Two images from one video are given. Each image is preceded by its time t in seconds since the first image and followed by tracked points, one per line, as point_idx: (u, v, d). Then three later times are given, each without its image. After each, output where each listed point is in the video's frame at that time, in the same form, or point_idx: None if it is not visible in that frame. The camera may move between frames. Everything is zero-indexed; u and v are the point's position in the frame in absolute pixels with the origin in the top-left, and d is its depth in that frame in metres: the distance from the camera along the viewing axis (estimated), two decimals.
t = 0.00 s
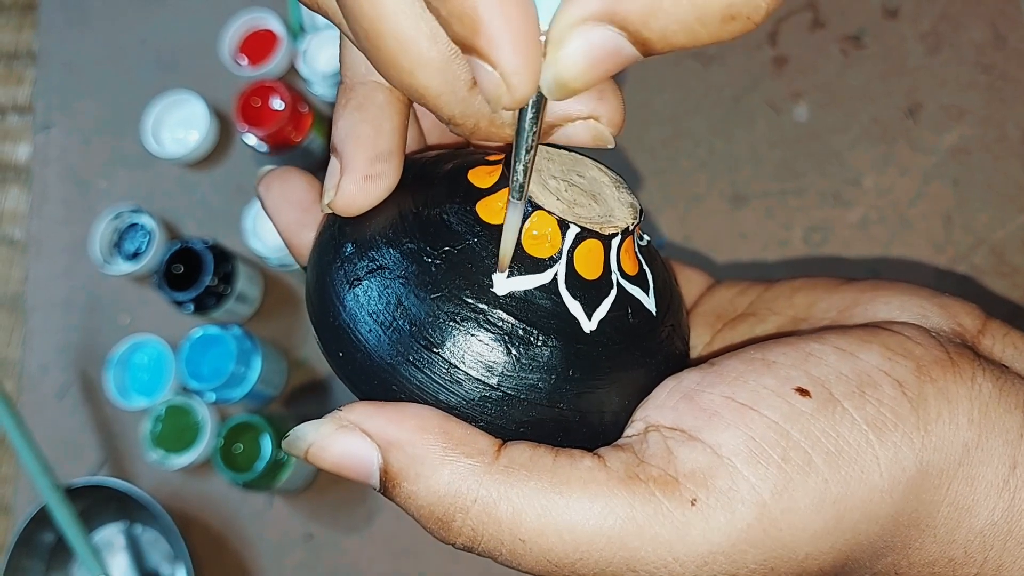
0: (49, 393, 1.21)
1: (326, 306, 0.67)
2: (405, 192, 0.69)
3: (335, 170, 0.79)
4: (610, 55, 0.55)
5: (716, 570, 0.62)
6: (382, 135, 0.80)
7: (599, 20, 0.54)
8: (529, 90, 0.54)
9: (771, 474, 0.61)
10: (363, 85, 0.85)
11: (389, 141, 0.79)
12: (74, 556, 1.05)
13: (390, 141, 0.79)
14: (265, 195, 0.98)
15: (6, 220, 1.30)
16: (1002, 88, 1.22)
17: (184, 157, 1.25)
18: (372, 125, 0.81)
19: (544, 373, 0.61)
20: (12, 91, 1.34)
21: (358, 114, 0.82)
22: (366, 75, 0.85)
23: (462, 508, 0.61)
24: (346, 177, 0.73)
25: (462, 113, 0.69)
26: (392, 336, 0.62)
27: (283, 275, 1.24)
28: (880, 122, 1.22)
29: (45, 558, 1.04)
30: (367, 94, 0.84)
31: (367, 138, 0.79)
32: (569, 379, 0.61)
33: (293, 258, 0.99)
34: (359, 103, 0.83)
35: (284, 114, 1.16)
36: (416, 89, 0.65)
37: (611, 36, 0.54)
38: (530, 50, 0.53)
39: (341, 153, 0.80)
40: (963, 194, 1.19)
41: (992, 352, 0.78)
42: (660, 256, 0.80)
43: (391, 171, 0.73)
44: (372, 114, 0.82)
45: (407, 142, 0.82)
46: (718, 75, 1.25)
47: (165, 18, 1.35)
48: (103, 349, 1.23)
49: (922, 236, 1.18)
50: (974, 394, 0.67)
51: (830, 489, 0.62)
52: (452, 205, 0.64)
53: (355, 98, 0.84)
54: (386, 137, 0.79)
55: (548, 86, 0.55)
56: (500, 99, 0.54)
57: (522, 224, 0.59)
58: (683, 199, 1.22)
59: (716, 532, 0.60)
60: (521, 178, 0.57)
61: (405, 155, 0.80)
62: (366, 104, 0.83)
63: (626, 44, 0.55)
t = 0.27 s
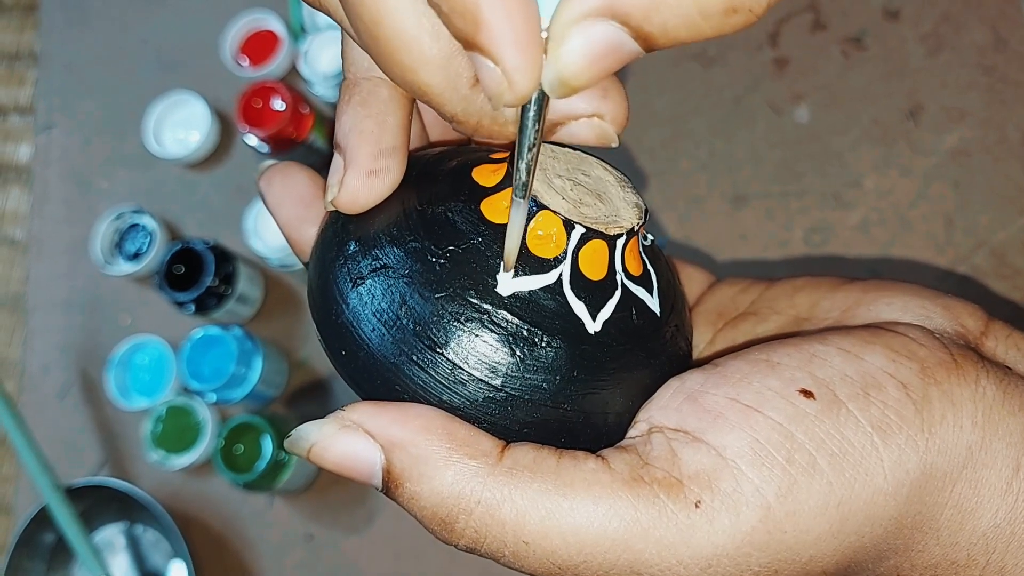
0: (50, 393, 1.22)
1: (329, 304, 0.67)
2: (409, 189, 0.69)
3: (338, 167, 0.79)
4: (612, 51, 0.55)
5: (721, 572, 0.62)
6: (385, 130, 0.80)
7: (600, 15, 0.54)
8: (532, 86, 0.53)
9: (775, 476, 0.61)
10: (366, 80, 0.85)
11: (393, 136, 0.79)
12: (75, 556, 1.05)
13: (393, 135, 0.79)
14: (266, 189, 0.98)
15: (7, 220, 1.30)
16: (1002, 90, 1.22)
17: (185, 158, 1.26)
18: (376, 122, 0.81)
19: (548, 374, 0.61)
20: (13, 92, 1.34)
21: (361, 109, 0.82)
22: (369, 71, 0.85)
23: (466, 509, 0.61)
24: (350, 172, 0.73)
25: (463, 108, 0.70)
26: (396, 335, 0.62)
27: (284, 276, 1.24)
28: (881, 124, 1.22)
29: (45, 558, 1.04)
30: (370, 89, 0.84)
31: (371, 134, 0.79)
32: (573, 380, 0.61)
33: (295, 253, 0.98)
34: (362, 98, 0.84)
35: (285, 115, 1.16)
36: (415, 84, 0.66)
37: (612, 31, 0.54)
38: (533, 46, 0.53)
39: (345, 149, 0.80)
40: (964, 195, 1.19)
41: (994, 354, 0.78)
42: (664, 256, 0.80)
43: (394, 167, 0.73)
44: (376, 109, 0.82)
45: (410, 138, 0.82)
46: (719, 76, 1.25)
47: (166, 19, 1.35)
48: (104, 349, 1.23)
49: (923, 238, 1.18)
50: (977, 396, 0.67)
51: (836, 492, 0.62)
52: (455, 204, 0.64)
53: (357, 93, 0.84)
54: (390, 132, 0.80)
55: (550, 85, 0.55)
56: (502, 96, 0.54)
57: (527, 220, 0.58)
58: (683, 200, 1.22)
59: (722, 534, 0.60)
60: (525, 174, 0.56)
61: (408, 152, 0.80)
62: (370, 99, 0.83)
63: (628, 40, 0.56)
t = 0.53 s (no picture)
0: (49, 392, 1.21)
1: (332, 296, 0.67)
2: (412, 182, 0.69)
3: (340, 160, 0.79)
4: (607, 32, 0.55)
5: (724, 570, 0.62)
6: (386, 121, 0.79)
7: None
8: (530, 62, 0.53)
9: (779, 475, 0.61)
10: (367, 72, 0.84)
11: (394, 127, 0.79)
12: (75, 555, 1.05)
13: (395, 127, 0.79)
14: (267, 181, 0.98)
15: (6, 219, 1.29)
16: (1002, 87, 1.22)
17: (185, 157, 1.25)
18: (377, 114, 0.80)
19: (552, 369, 0.61)
20: (12, 91, 1.34)
21: (362, 101, 0.82)
22: (369, 63, 0.85)
23: (469, 506, 0.60)
24: (352, 164, 0.73)
25: (465, 91, 0.68)
26: (400, 329, 0.62)
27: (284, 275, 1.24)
28: (881, 122, 1.22)
29: (45, 557, 1.04)
30: (371, 80, 0.84)
31: (373, 126, 0.79)
32: (576, 375, 0.61)
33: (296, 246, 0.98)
34: (363, 90, 0.83)
35: (284, 114, 1.16)
36: (414, 68, 0.65)
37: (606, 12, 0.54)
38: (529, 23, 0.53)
39: (347, 142, 0.80)
40: (965, 193, 1.18)
41: (996, 350, 0.78)
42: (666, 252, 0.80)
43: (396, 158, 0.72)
44: (377, 101, 0.82)
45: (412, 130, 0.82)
46: (719, 74, 1.25)
47: (165, 17, 1.35)
48: (104, 348, 1.23)
49: (923, 236, 1.18)
50: (980, 393, 0.67)
51: (838, 491, 0.62)
52: (459, 197, 0.64)
53: (358, 86, 0.84)
54: (391, 124, 0.79)
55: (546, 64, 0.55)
56: (502, 74, 0.54)
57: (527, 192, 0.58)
58: (683, 198, 1.22)
59: (724, 533, 0.60)
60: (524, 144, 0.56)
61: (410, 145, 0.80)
62: (371, 90, 0.83)
63: (621, 22, 0.55)
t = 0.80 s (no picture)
0: (49, 392, 1.21)
1: (332, 294, 0.67)
2: (411, 179, 0.68)
3: (339, 157, 0.78)
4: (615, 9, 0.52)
5: (724, 571, 0.62)
6: (385, 117, 0.79)
7: None
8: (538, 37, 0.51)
9: (779, 476, 0.61)
10: (365, 68, 0.84)
11: (394, 124, 0.78)
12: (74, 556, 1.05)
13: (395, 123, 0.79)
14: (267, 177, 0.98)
15: (5, 219, 1.29)
16: (1001, 87, 1.22)
17: (184, 157, 1.25)
18: (376, 110, 0.80)
19: (552, 370, 0.61)
20: (11, 90, 1.34)
21: (361, 98, 0.82)
22: (366, 59, 0.85)
23: (469, 506, 0.60)
24: (351, 162, 0.73)
25: (472, 71, 0.70)
26: (400, 327, 0.62)
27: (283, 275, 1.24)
28: (880, 121, 1.22)
29: (44, 558, 1.04)
30: (369, 76, 0.84)
31: (373, 123, 0.79)
32: (576, 375, 0.61)
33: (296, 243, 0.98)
34: (361, 86, 0.83)
35: (284, 114, 1.16)
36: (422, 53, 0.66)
37: None
38: None
39: (346, 139, 0.80)
40: (964, 193, 1.18)
41: (996, 350, 0.78)
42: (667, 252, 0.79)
43: (395, 155, 0.72)
44: (376, 96, 0.82)
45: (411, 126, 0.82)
46: (718, 74, 1.25)
47: (164, 17, 1.35)
48: (103, 348, 1.23)
49: (922, 236, 1.18)
50: (980, 393, 0.67)
51: (838, 491, 0.62)
52: (458, 195, 0.64)
53: (356, 82, 0.84)
54: (390, 119, 0.79)
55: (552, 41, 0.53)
56: (511, 49, 0.52)
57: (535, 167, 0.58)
58: (682, 198, 1.22)
59: (724, 533, 0.60)
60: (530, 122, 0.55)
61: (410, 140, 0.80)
62: (369, 87, 0.83)
63: None
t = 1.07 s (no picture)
0: (48, 391, 1.21)
1: (332, 290, 0.67)
2: (411, 175, 0.69)
3: (339, 153, 0.78)
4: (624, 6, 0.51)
5: (725, 566, 0.62)
6: (384, 114, 0.79)
7: None
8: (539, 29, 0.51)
9: (779, 471, 0.61)
10: (364, 65, 0.84)
11: (393, 121, 0.79)
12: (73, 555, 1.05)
13: (395, 120, 0.79)
14: (265, 176, 0.98)
15: (4, 219, 1.29)
16: (1000, 86, 1.22)
17: (183, 157, 1.25)
18: (376, 107, 0.80)
19: (552, 365, 0.61)
20: (10, 91, 1.34)
21: (360, 94, 0.82)
22: (365, 56, 0.84)
23: (470, 501, 0.60)
24: (351, 158, 0.73)
25: (474, 65, 0.69)
26: (400, 323, 0.62)
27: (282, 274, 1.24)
28: (879, 121, 1.22)
29: (43, 557, 1.04)
30: (369, 73, 0.83)
31: (373, 120, 0.79)
32: (576, 371, 0.62)
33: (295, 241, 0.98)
34: (360, 82, 0.83)
35: (282, 113, 1.16)
36: (423, 49, 0.65)
37: None
38: None
39: (345, 135, 0.79)
40: (963, 192, 1.19)
41: (994, 348, 0.78)
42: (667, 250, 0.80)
43: (395, 150, 0.73)
44: (375, 93, 0.81)
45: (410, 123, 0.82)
46: (717, 74, 1.25)
47: (163, 17, 1.35)
48: (102, 348, 1.23)
49: (921, 235, 1.18)
50: (978, 390, 0.67)
51: (837, 487, 0.62)
52: (458, 191, 0.64)
53: (355, 79, 0.83)
54: (390, 117, 0.79)
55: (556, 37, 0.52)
56: (512, 41, 0.52)
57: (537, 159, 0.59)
58: (681, 197, 1.22)
59: (724, 528, 0.60)
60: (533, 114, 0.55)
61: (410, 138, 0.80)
62: (368, 83, 0.82)
63: None
